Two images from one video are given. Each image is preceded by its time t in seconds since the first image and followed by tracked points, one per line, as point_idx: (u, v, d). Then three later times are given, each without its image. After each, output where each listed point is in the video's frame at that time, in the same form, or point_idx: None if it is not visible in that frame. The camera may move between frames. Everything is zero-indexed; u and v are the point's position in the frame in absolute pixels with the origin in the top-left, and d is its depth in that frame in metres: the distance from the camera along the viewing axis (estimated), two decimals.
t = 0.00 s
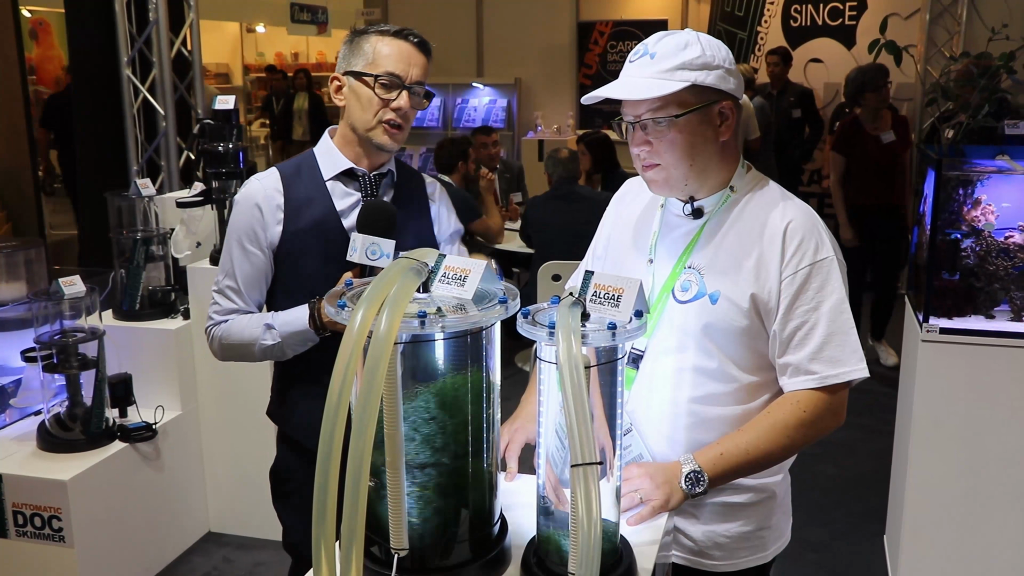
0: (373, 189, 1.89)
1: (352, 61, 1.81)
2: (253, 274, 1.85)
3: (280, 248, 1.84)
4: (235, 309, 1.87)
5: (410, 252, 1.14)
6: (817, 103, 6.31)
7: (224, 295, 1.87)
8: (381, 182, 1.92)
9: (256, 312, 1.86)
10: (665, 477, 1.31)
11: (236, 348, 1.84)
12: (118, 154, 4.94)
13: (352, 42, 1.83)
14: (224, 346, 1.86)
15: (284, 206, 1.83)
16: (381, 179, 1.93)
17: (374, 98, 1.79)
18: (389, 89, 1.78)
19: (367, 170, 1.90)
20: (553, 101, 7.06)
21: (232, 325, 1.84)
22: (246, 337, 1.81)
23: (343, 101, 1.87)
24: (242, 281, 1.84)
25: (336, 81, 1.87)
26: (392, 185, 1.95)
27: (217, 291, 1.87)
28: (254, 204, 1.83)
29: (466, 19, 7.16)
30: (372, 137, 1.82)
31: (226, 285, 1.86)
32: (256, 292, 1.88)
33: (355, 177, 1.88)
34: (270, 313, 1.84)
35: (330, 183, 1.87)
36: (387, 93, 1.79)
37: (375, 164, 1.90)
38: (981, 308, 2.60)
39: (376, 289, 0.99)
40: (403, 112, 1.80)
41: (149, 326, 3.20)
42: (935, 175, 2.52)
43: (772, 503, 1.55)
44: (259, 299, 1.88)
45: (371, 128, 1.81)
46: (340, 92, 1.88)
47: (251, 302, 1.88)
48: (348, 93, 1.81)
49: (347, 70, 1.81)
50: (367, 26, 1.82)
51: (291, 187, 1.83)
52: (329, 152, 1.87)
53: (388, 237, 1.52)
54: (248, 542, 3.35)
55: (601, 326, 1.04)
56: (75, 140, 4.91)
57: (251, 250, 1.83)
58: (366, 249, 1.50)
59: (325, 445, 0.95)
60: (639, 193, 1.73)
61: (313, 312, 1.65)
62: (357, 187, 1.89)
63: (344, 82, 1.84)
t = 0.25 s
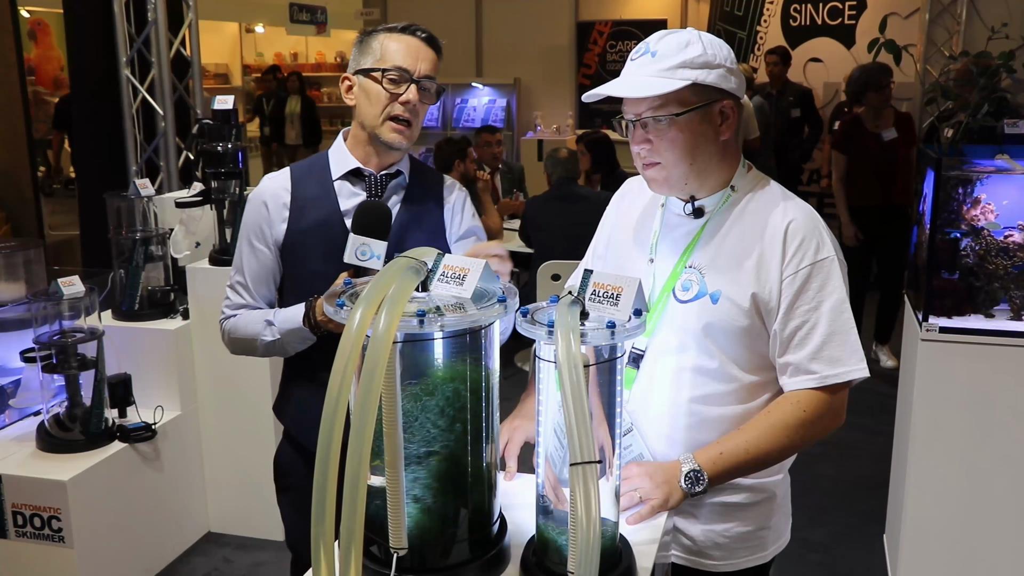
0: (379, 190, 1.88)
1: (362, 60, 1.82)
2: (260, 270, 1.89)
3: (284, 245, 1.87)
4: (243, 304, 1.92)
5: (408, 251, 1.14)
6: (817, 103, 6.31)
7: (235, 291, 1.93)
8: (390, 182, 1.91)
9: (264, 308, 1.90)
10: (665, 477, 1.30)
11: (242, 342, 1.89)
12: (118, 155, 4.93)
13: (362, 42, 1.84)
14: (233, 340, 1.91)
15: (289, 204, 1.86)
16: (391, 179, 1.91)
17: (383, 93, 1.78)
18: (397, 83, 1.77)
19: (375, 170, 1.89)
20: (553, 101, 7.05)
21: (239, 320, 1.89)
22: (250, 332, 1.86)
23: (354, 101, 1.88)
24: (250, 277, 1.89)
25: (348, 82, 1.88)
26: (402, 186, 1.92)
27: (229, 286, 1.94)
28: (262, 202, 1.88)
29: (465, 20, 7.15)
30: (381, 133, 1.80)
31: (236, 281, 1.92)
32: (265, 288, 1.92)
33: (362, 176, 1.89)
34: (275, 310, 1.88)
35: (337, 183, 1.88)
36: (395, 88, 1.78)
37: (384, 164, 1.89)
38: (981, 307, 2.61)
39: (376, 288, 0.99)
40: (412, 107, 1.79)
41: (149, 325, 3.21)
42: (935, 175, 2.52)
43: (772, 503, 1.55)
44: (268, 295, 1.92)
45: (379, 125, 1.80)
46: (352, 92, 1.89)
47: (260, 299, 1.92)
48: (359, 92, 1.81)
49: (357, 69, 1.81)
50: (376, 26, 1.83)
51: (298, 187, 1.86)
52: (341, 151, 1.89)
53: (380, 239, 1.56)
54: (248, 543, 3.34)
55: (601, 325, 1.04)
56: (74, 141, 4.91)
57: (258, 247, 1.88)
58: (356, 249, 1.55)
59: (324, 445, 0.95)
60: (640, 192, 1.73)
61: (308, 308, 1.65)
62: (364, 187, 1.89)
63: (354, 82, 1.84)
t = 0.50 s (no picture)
0: (386, 190, 1.88)
1: (374, 60, 1.82)
2: (269, 268, 1.95)
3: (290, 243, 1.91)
4: (253, 300, 1.98)
5: (408, 251, 1.14)
6: (816, 102, 6.32)
7: (247, 287, 1.99)
8: (398, 183, 1.90)
9: (272, 305, 1.96)
10: (664, 476, 1.31)
11: (250, 336, 1.95)
12: (117, 155, 4.93)
13: (374, 42, 1.84)
14: (243, 335, 1.98)
15: (296, 202, 1.89)
16: (399, 180, 1.90)
17: (394, 94, 1.79)
18: (409, 84, 1.78)
19: (384, 171, 1.89)
20: (552, 101, 7.05)
21: (248, 316, 1.95)
22: (257, 328, 1.92)
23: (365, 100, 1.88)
24: (260, 274, 1.95)
25: (359, 80, 1.88)
26: (410, 187, 1.91)
27: (242, 281, 2.00)
28: (272, 201, 1.93)
29: (464, 19, 7.15)
30: (393, 133, 1.81)
31: (248, 277, 1.98)
32: (275, 286, 1.97)
33: (369, 176, 1.89)
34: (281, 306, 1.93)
35: (346, 183, 1.89)
36: (407, 88, 1.78)
37: (392, 165, 1.89)
38: (981, 306, 2.63)
39: (374, 287, 0.99)
40: (424, 107, 1.80)
41: (149, 326, 3.21)
42: (934, 174, 2.52)
43: (771, 502, 1.55)
44: (277, 292, 1.97)
45: (391, 124, 1.81)
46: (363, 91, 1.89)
47: (270, 296, 1.97)
48: (370, 91, 1.82)
49: (369, 69, 1.82)
50: (389, 24, 1.83)
51: (306, 186, 1.88)
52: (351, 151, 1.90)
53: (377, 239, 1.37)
54: (248, 543, 3.34)
55: (599, 324, 1.04)
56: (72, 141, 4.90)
57: (267, 244, 1.94)
58: (352, 250, 1.36)
59: (323, 446, 0.95)
60: (640, 192, 1.73)
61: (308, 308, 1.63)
62: (371, 187, 1.89)
63: (365, 81, 1.84)
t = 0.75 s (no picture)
0: (392, 190, 1.88)
1: (385, 59, 1.83)
2: (278, 265, 1.98)
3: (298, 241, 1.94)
4: (263, 297, 2.01)
5: (407, 251, 1.14)
6: (815, 102, 6.32)
7: (257, 284, 2.02)
8: (406, 183, 1.90)
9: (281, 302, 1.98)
10: (663, 476, 1.31)
11: (256, 333, 1.97)
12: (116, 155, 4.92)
13: (387, 41, 1.84)
14: (252, 331, 2.01)
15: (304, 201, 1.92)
16: (407, 180, 1.90)
17: (404, 94, 1.79)
18: (420, 84, 1.78)
19: (391, 171, 1.90)
20: (552, 101, 7.04)
21: (256, 312, 1.98)
22: (263, 325, 1.95)
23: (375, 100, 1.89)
24: (269, 271, 1.98)
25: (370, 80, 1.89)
26: (418, 187, 1.91)
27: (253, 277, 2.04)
28: (282, 199, 1.96)
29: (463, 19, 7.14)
30: (401, 133, 1.81)
31: (258, 274, 2.01)
32: (284, 283, 2.00)
33: (377, 176, 1.90)
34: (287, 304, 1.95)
35: (354, 182, 1.90)
36: (417, 88, 1.78)
37: (401, 165, 1.89)
38: (979, 306, 2.63)
39: (373, 287, 0.99)
40: (433, 108, 1.79)
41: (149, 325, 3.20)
42: (933, 173, 2.53)
43: (771, 502, 1.56)
44: (287, 290, 2.00)
45: (399, 124, 1.81)
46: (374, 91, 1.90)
47: (280, 293, 2.00)
48: (381, 90, 1.82)
49: (380, 68, 1.82)
50: (402, 24, 1.83)
51: (316, 185, 1.90)
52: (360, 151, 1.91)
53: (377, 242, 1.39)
54: (248, 542, 3.34)
55: (599, 324, 1.04)
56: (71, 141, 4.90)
57: (276, 242, 1.97)
58: (349, 251, 1.38)
59: (323, 445, 0.95)
60: (639, 191, 1.73)
61: (309, 307, 1.64)
62: (378, 187, 1.90)
63: (376, 80, 1.85)
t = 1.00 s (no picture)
0: (398, 192, 1.89)
1: (395, 58, 1.82)
2: (284, 263, 1.98)
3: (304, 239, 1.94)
4: (268, 295, 2.00)
5: (406, 251, 1.14)
6: (815, 102, 6.32)
7: (262, 282, 2.02)
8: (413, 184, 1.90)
9: (287, 300, 1.98)
10: (662, 476, 1.31)
11: (261, 331, 1.97)
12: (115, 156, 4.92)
13: (397, 39, 1.84)
14: (255, 329, 2.00)
15: (311, 198, 1.93)
16: (413, 181, 1.90)
17: (413, 96, 1.79)
18: (428, 86, 1.78)
19: (398, 173, 1.90)
20: (551, 102, 7.04)
21: (260, 310, 1.98)
22: (267, 323, 1.94)
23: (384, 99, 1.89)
24: (274, 269, 1.99)
25: (379, 79, 1.89)
26: (425, 188, 1.91)
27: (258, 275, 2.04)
28: (289, 196, 1.97)
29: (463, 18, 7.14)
30: (408, 136, 1.81)
31: (263, 272, 2.01)
32: (289, 281, 2.01)
33: (383, 177, 1.90)
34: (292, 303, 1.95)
35: (360, 182, 1.91)
36: (425, 91, 1.78)
37: (408, 166, 1.90)
38: (979, 306, 2.63)
39: (373, 287, 0.99)
40: (440, 111, 1.79)
41: (150, 326, 3.18)
42: (933, 173, 2.54)
43: (770, 502, 1.56)
44: (292, 288, 2.01)
45: (407, 127, 1.81)
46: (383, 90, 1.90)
47: (285, 291, 2.01)
48: (389, 91, 1.82)
49: (389, 67, 1.82)
50: (412, 23, 1.82)
51: (322, 184, 1.91)
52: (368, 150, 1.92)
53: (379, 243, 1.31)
54: (247, 542, 3.34)
55: (598, 324, 1.04)
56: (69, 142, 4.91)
57: (282, 240, 1.97)
58: (353, 253, 1.29)
59: (322, 446, 0.95)
60: (638, 191, 1.73)
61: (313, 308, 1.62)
62: (384, 188, 1.90)
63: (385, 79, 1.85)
